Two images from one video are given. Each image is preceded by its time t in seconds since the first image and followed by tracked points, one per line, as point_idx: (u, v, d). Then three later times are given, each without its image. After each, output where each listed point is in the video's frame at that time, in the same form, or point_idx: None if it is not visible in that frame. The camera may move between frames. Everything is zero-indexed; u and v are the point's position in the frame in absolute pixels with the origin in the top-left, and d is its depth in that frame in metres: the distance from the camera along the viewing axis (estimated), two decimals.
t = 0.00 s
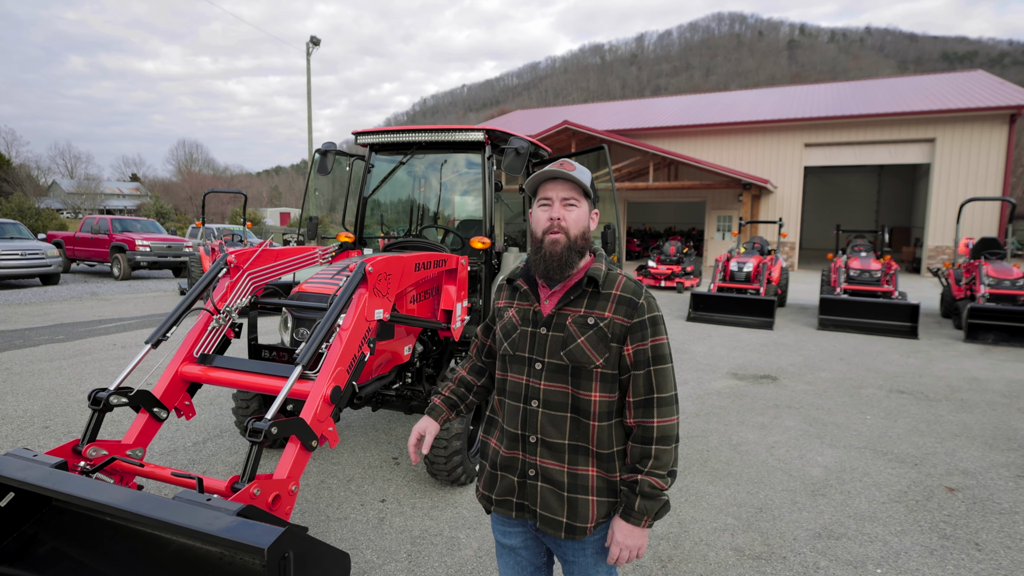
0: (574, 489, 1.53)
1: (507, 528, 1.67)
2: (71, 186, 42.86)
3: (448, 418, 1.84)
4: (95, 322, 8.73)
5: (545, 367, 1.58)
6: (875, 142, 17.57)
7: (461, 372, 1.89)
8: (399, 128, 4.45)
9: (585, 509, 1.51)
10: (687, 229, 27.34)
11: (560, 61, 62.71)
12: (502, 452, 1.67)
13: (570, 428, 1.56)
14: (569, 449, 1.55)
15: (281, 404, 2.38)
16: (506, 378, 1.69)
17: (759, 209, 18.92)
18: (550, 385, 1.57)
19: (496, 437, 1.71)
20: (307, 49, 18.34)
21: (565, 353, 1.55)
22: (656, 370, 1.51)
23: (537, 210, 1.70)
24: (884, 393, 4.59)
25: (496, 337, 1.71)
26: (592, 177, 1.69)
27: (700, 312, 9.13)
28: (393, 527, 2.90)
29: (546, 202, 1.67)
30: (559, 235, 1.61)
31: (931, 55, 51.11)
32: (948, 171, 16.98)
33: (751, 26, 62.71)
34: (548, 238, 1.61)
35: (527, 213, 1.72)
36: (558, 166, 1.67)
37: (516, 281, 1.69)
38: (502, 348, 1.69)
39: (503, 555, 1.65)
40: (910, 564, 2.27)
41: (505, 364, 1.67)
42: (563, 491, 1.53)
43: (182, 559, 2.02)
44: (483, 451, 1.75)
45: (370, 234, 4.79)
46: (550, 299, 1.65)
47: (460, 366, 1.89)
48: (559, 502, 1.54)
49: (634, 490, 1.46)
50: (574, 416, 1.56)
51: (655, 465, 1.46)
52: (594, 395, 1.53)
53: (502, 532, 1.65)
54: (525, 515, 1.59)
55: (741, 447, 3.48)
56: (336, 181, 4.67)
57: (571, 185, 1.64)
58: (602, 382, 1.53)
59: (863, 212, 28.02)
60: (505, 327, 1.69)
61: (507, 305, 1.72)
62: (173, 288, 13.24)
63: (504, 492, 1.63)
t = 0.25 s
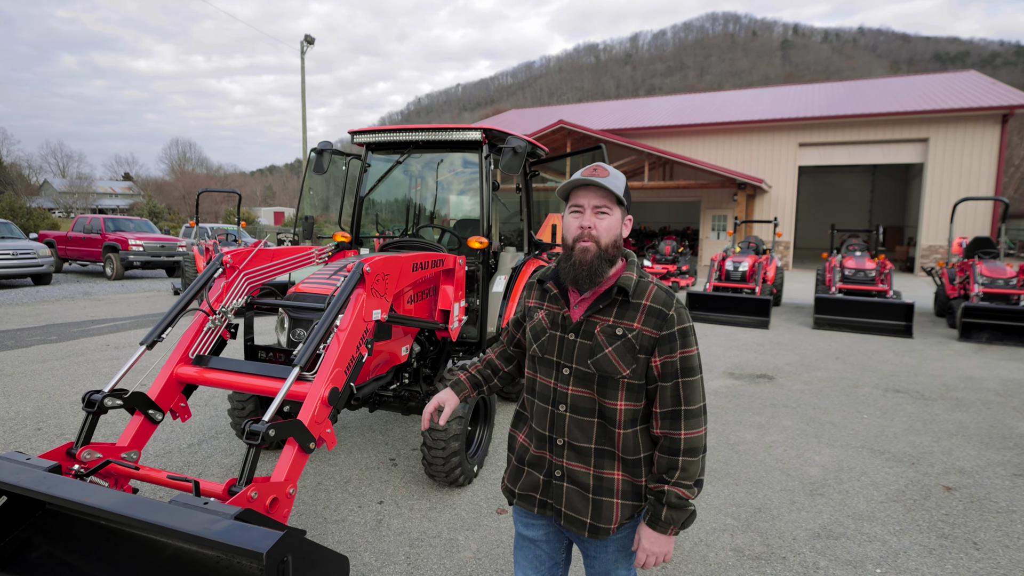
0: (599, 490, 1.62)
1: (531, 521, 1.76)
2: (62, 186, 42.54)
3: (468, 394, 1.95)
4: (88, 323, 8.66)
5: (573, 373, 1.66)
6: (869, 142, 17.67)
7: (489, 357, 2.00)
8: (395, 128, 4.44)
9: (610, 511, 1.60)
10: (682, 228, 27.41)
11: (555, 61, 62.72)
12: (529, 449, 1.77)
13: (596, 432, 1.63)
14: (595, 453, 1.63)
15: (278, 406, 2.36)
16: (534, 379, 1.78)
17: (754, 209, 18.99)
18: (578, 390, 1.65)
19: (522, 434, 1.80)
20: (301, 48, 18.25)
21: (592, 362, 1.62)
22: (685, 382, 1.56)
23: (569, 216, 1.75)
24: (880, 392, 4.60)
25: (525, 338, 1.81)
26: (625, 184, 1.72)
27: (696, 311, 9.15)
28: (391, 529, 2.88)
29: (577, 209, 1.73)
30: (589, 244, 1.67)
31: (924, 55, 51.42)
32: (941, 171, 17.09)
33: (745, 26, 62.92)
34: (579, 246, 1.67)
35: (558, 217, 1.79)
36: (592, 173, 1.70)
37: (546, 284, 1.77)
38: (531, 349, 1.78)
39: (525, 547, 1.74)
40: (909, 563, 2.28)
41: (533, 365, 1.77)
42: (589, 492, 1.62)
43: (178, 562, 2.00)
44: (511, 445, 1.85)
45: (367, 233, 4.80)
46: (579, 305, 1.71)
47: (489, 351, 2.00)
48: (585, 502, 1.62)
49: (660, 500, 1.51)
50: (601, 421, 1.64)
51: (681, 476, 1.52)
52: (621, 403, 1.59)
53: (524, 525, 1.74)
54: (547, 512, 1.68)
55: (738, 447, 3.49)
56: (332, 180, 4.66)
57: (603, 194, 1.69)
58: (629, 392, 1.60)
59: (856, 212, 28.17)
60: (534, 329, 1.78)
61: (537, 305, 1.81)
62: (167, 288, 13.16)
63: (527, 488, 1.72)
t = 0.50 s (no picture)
0: (618, 485, 1.71)
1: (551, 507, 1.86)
2: (54, 185, 42.21)
3: (491, 376, 2.09)
4: (81, 323, 8.60)
5: (592, 375, 1.73)
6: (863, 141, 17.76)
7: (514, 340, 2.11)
8: (391, 126, 4.42)
9: (627, 506, 1.69)
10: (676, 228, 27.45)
11: (550, 61, 62.76)
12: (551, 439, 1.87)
13: (616, 432, 1.71)
14: (615, 451, 1.72)
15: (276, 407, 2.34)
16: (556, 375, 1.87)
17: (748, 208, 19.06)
18: (596, 393, 1.72)
19: (545, 427, 1.89)
20: (296, 47, 18.17)
21: (613, 368, 1.68)
22: (704, 393, 1.62)
23: (595, 223, 1.77)
24: (876, 391, 4.61)
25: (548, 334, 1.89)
26: (654, 193, 1.72)
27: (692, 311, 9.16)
28: (389, 531, 2.86)
29: (604, 217, 1.75)
30: (614, 255, 1.70)
31: (916, 55, 51.71)
32: (935, 171, 17.19)
33: (739, 26, 63.12)
34: (602, 256, 1.70)
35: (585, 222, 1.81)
36: (621, 183, 1.71)
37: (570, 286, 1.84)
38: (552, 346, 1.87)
39: (545, 533, 1.83)
40: (908, 563, 2.28)
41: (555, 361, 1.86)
42: (608, 486, 1.71)
43: (173, 564, 1.98)
44: (534, 434, 1.96)
45: (363, 233, 4.77)
46: (602, 310, 1.76)
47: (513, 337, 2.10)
48: (605, 497, 1.71)
49: (680, 503, 1.59)
50: (620, 423, 1.72)
51: (701, 482, 1.60)
52: (637, 409, 1.66)
53: (544, 511, 1.84)
54: (566, 502, 1.78)
55: (736, 447, 3.49)
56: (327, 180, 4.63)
57: (631, 205, 1.70)
58: (646, 398, 1.66)
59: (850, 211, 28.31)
60: (557, 328, 1.86)
61: (561, 304, 1.89)
62: (160, 288, 13.07)
63: (547, 478, 1.82)
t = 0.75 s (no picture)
0: (620, 479, 1.75)
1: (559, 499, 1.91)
2: (47, 185, 41.91)
3: (499, 364, 2.13)
4: (74, 324, 8.53)
5: (597, 369, 1.78)
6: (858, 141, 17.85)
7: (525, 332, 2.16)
8: (387, 125, 4.40)
9: (627, 500, 1.73)
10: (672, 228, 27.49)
11: (545, 60, 62.79)
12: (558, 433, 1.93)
13: (618, 426, 1.75)
14: (618, 445, 1.76)
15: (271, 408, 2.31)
16: (563, 369, 1.93)
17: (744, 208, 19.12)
18: (602, 386, 1.77)
19: (553, 420, 1.95)
20: (291, 46, 18.10)
21: (615, 361, 1.72)
22: (705, 388, 1.63)
23: (603, 217, 1.81)
24: (873, 390, 4.62)
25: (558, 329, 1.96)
26: (662, 189, 1.75)
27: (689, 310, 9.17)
28: (385, 532, 2.85)
29: (613, 211, 1.79)
30: (622, 247, 1.73)
31: (910, 56, 51.98)
32: (928, 170, 17.29)
33: (734, 27, 63.30)
34: (611, 248, 1.74)
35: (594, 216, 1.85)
36: (630, 177, 1.74)
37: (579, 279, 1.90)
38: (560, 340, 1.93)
39: (546, 521, 1.88)
40: (906, 562, 2.28)
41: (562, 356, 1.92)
42: (610, 479, 1.76)
43: (167, 568, 1.96)
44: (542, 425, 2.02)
45: (359, 233, 4.75)
46: (606, 304, 1.79)
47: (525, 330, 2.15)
48: (607, 489, 1.75)
49: (679, 498, 1.59)
50: (623, 417, 1.76)
51: (699, 477, 1.60)
52: (640, 402, 1.69)
53: (546, 500, 1.89)
54: (570, 494, 1.83)
55: (733, 446, 3.48)
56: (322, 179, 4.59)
57: (639, 199, 1.74)
58: (649, 391, 1.70)
59: (845, 210, 28.43)
60: (566, 322, 1.92)
61: (570, 299, 1.94)
62: (154, 288, 12.99)
63: (553, 471, 1.88)
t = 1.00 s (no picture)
0: (608, 474, 1.76)
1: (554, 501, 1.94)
2: (40, 185, 41.62)
3: (490, 366, 2.12)
4: (67, 324, 8.45)
5: (590, 361, 1.80)
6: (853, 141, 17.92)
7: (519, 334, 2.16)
8: (382, 125, 4.37)
9: (614, 495, 1.73)
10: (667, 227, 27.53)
11: (541, 60, 62.80)
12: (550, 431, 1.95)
13: (609, 419, 1.77)
14: (607, 438, 1.77)
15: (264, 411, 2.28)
16: (555, 365, 1.95)
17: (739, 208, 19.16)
18: (595, 377, 1.79)
19: (546, 417, 1.99)
20: (285, 45, 18.04)
21: (608, 350, 1.75)
22: (699, 375, 1.63)
23: (601, 210, 1.84)
24: (869, 390, 4.62)
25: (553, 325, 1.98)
26: (659, 184, 1.79)
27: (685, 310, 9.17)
28: (381, 535, 2.82)
29: (611, 204, 1.81)
30: (619, 238, 1.76)
31: (904, 57, 52.22)
32: (922, 170, 17.37)
33: (729, 27, 63.47)
34: (608, 239, 1.76)
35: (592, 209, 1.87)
36: (628, 173, 1.78)
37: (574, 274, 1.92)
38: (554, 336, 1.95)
39: (549, 525, 1.92)
40: (904, 563, 2.27)
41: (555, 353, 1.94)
42: (598, 474, 1.76)
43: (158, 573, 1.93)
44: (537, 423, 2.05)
45: (353, 233, 4.71)
46: (602, 296, 1.83)
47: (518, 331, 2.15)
48: (594, 485, 1.76)
49: (672, 489, 1.57)
50: (614, 409, 1.77)
51: (694, 466, 1.57)
52: (633, 392, 1.71)
53: (547, 506, 1.94)
54: (565, 490, 1.86)
55: (730, 447, 3.47)
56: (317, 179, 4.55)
57: (638, 192, 1.77)
58: (642, 380, 1.71)
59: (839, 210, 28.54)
60: (559, 317, 1.94)
61: (564, 295, 1.97)
62: (148, 288, 12.91)
63: (549, 469, 1.90)
